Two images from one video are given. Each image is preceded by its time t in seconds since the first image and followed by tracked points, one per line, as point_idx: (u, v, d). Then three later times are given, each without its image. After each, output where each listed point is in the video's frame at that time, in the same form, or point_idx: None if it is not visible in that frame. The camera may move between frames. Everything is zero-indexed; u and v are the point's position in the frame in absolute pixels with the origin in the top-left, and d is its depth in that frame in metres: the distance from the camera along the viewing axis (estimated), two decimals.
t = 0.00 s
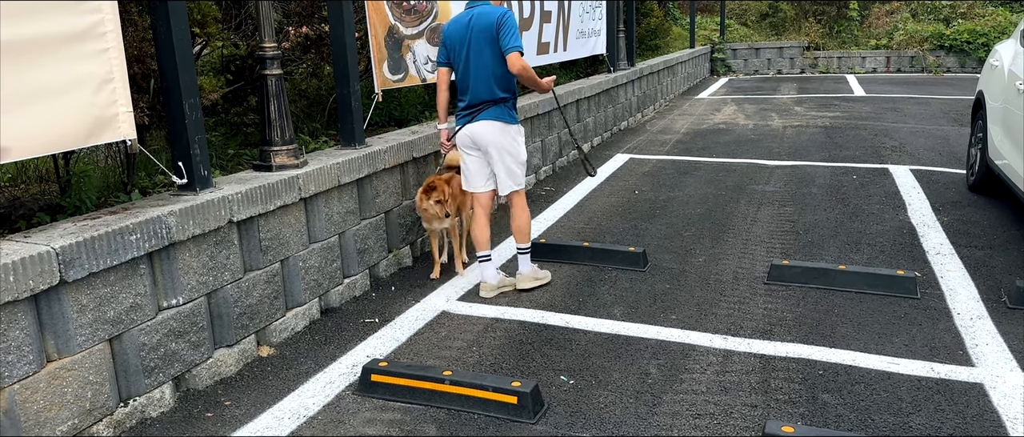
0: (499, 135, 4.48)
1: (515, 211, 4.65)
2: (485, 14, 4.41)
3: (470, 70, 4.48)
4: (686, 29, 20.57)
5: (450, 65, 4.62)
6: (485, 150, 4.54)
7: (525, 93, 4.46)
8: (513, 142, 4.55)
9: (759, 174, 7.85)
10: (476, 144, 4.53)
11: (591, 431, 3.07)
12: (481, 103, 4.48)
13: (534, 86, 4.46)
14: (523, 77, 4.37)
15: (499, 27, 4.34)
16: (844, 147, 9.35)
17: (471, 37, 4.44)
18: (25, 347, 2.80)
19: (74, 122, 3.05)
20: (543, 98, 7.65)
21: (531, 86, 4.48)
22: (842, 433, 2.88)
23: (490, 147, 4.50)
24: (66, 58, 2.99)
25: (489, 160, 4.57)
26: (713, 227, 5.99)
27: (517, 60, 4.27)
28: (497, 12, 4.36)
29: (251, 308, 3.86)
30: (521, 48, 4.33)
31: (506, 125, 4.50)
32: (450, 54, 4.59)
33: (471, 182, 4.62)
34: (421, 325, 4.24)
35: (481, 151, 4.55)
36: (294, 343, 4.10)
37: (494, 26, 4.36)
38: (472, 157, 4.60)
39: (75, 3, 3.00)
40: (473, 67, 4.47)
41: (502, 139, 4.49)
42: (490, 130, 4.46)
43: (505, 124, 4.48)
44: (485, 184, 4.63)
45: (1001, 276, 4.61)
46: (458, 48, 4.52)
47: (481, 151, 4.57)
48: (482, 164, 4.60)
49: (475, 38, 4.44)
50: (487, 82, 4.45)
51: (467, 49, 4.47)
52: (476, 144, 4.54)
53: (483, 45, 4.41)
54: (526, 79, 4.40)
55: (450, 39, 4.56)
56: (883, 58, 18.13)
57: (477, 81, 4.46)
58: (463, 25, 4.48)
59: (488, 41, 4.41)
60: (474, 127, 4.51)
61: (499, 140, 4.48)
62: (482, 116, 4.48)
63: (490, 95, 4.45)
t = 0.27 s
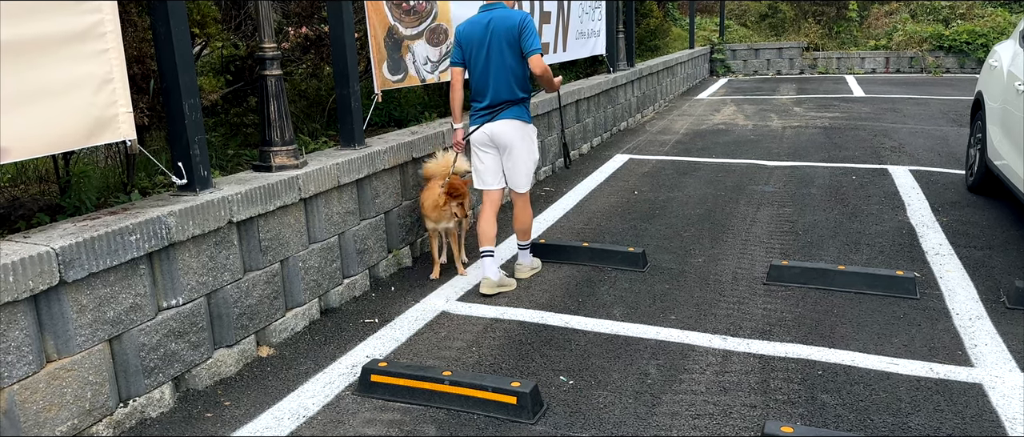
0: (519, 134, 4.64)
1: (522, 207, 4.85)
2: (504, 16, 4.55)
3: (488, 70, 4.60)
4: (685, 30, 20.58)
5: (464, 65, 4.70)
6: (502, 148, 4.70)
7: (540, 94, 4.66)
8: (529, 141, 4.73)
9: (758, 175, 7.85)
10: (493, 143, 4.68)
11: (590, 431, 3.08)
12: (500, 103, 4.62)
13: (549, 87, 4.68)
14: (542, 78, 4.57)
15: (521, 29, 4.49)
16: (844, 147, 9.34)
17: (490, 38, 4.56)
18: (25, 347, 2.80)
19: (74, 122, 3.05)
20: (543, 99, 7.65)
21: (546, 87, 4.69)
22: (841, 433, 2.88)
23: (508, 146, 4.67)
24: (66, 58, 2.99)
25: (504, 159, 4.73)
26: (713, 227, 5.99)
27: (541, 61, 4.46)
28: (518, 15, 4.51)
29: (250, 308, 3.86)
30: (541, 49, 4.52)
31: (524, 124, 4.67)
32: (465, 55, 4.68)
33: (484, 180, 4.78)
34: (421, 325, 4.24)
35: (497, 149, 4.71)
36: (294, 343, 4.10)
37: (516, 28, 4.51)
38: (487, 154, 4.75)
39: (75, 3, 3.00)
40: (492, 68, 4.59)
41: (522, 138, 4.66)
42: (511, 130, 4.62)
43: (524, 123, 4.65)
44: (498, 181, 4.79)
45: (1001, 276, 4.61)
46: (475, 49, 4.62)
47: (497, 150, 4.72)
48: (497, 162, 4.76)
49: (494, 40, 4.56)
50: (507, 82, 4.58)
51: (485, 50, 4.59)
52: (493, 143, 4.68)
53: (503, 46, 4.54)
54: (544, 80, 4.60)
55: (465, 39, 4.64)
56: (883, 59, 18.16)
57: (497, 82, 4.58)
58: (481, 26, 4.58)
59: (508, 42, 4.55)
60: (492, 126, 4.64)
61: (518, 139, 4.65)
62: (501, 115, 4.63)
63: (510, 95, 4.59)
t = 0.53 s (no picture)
0: (527, 128, 4.99)
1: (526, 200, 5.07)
2: (519, 15, 4.92)
3: (504, 65, 4.93)
4: (684, 30, 20.59)
5: (478, 60, 5.00)
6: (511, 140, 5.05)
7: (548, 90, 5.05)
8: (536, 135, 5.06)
9: (757, 175, 7.86)
10: (502, 135, 5.05)
11: (588, 432, 3.08)
12: (514, 97, 4.94)
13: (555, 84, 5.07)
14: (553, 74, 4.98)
15: (536, 27, 4.89)
16: (842, 148, 9.35)
17: (506, 35, 4.90)
18: (23, 348, 2.80)
19: (73, 122, 3.05)
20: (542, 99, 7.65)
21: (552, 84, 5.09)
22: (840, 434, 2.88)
23: (516, 138, 5.01)
24: (65, 59, 2.99)
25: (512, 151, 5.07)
26: (712, 228, 6.00)
27: (555, 58, 4.87)
28: (532, 15, 4.90)
29: (249, 309, 3.86)
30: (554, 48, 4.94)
31: (534, 117, 5.02)
32: (479, 52, 4.99)
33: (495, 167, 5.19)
34: (419, 326, 4.24)
35: (506, 141, 5.06)
36: (292, 344, 4.10)
37: (531, 27, 4.90)
38: (497, 145, 5.12)
39: (74, 4, 3.00)
40: (507, 63, 4.93)
41: (532, 130, 5.01)
42: (525, 122, 4.97)
43: (535, 116, 5.01)
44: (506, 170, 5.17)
45: (999, 277, 4.61)
46: (491, 46, 4.94)
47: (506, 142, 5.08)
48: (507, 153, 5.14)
49: (510, 37, 4.91)
50: (521, 78, 4.93)
51: (501, 46, 4.92)
52: (502, 134, 5.05)
53: (518, 44, 4.90)
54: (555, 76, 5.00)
55: (481, 36, 4.95)
56: (882, 59, 18.18)
57: (511, 77, 4.92)
58: (496, 24, 4.93)
59: (523, 40, 4.92)
60: (506, 118, 4.99)
61: (526, 132, 4.99)
62: (515, 109, 4.96)
63: (524, 89, 4.94)
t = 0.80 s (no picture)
0: (528, 128, 5.09)
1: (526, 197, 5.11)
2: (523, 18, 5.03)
3: (511, 68, 5.04)
4: (683, 32, 20.60)
5: (484, 64, 5.05)
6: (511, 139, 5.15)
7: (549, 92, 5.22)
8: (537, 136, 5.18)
9: (756, 176, 7.87)
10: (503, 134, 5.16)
11: (587, 433, 3.08)
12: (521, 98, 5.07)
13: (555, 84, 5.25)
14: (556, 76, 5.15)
15: (541, 31, 5.03)
16: (841, 149, 9.36)
17: (512, 38, 4.99)
18: (21, 349, 2.79)
19: (72, 123, 3.05)
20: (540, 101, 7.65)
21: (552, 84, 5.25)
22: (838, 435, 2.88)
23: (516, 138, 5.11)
24: (64, 60, 2.99)
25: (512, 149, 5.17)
26: (710, 229, 5.99)
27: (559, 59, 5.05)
28: (536, 18, 5.02)
29: (247, 310, 3.86)
30: (556, 50, 5.11)
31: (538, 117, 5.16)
32: (485, 55, 5.05)
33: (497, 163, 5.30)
34: (418, 327, 4.24)
35: (506, 140, 5.16)
36: (291, 345, 4.10)
37: (535, 30, 5.02)
38: (497, 143, 5.21)
39: (72, 5, 3.00)
40: (514, 66, 5.04)
41: (536, 130, 5.15)
42: (531, 122, 5.09)
43: (540, 117, 5.15)
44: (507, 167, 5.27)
45: (997, 278, 4.62)
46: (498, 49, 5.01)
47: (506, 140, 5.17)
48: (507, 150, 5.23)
49: (516, 41, 5.01)
50: (527, 80, 5.06)
51: (508, 50, 5.01)
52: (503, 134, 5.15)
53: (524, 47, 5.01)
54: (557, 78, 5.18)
55: (487, 39, 5.01)
56: (880, 60, 18.20)
57: (519, 79, 5.04)
58: (501, 27, 5.00)
59: (528, 43, 5.03)
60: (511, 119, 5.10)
61: (525, 133, 5.09)
62: (522, 110, 5.09)
63: (531, 91, 5.08)
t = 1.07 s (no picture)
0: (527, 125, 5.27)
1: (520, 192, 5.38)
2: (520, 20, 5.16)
3: (510, 67, 5.16)
4: (681, 33, 20.63)
5: (483, 64, 5.14)
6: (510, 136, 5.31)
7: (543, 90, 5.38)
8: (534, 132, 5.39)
9: (754, 178, 7.87)
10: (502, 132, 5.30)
11: (585, 435, 3.07)
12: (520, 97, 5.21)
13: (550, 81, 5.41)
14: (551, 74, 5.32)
15: (538, 31, 5.17)
16: (839, 151, 9.37)
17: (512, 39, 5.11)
18: (19, 351, 2.79)
19: (71, 124, 3.05)
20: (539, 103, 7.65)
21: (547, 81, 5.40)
22: None
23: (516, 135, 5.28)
24: (63, 61, 2.99)
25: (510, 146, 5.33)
26: (709, 231, 6.00)
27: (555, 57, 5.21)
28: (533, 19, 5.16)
29: (245, 312, 3.86)
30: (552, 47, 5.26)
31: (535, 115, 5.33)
32: (484, 55, 5.13)
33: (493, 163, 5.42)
34: (416, 328, 4.23)
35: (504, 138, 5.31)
36: (289, 347, 4.10)
37: (533, 30, 5.16)
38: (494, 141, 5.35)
39: (72, 6, 3.01)
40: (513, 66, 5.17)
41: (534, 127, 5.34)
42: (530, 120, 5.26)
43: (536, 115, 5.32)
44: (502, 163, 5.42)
45: (995, 280, 4.62)
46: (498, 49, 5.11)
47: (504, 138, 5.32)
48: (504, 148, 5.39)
49: (515, 41, 5.13)
50: (526, 79, 5.21)
51: (508, 50, 5.12)
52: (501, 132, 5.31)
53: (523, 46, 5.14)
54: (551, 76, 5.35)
55: (487, 40, 5.10)
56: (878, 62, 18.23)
57: (518, 78, 5.18)
58: (500, 28, 5.11)
59: (526, 43, 5.17)
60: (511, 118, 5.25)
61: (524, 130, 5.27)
62: (521, 108, 5.24)
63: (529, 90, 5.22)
